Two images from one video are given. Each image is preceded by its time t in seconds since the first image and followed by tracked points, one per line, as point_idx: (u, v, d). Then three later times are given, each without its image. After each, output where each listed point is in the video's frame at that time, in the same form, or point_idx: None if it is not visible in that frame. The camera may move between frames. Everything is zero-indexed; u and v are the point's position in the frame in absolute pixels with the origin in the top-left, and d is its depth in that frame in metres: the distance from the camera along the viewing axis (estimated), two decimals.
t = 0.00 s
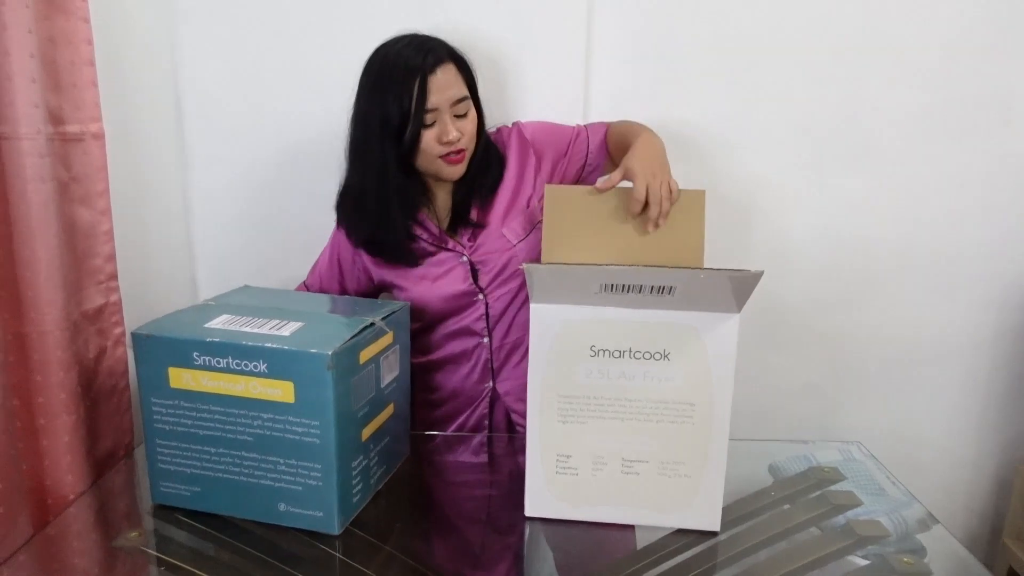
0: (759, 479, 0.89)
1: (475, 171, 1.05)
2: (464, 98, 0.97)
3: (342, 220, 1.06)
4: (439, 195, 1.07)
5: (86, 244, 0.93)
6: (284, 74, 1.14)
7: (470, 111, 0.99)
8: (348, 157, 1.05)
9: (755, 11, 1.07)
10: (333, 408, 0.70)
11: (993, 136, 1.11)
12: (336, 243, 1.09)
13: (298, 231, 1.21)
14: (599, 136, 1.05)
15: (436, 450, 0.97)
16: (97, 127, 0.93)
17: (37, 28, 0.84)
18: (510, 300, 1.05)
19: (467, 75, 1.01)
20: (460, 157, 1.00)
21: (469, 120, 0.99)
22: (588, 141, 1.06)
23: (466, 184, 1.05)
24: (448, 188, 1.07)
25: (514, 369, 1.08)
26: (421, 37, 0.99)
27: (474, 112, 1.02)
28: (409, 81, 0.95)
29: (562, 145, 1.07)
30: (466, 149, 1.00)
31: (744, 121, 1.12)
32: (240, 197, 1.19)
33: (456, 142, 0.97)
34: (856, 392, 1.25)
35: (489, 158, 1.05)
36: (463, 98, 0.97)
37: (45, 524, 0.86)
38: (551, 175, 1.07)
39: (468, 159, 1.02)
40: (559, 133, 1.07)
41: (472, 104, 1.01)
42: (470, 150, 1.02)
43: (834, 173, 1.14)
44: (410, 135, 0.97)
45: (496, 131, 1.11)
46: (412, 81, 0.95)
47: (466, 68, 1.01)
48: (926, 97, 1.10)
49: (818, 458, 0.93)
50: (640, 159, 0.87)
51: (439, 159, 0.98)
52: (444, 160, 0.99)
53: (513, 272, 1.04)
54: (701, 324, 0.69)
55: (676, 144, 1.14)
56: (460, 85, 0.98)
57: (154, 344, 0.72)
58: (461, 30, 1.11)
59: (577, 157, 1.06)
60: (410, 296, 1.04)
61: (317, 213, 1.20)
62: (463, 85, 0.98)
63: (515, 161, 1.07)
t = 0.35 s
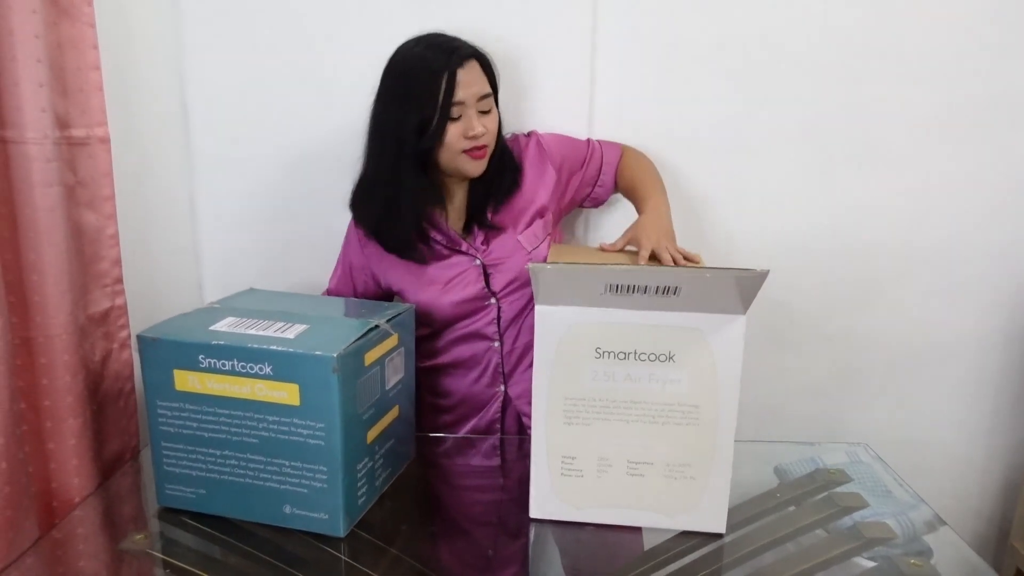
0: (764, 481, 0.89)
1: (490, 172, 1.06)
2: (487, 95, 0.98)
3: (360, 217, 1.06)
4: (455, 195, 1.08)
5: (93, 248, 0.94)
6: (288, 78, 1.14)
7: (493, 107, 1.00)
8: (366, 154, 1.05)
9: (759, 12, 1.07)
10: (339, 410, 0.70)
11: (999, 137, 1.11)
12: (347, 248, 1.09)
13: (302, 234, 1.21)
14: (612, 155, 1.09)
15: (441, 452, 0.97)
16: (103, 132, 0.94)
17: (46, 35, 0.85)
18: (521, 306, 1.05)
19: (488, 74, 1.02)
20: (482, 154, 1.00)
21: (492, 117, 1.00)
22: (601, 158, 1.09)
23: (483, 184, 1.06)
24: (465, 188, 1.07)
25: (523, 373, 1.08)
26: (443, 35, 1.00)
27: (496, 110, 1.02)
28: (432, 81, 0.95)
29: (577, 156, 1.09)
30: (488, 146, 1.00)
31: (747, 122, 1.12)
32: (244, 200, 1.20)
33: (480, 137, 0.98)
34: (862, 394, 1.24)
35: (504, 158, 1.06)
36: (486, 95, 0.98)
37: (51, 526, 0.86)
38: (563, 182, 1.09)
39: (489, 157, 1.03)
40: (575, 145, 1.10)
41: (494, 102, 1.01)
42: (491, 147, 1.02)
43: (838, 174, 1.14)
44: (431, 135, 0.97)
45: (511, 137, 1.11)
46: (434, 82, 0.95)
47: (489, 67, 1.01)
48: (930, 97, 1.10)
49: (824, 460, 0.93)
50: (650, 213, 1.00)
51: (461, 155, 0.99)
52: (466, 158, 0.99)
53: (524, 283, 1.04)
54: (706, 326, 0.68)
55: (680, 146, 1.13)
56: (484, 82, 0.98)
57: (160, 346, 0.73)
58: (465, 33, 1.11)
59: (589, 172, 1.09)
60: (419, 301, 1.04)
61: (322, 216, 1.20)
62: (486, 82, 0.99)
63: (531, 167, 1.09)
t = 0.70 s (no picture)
0: (765, 474, 0.89)
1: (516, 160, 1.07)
2: (518, 80, 1.01)
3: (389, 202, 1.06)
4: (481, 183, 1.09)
5: (92, 244, 0.94)
6: (287, 73, 1.14)
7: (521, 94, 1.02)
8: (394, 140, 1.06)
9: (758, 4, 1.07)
10: (338, 406, 0.70)
11: (1000, 129, 1.11)
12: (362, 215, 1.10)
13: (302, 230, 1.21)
14: (624, 211, 1.11)
15: (442, 447, 0.97)
16: (101, 128, 0.94)
17: (42, 31, 0.84)
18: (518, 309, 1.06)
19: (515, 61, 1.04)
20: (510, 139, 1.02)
21: (520, 103, 1.02)
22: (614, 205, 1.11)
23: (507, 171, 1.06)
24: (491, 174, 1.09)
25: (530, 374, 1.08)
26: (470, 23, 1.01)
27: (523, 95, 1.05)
28: (467, 62, 0.96)
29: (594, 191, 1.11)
30: (515, 131, 1.03)
31: (747, 115, 1.11)
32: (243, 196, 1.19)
33: (510, 119, 1.00)
34: (863, 387, 1.24)
35: (524, 154, 1.06)
36: (516, 79, 1.00)
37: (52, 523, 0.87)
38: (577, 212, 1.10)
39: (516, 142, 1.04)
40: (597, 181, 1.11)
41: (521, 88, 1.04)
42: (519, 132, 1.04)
43: (838, 167, 1.13)
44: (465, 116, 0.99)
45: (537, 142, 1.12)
46: (470, 63, 0.96)
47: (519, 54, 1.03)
48: (930, 89, 1.10)
49: (825, 453, 0.93)
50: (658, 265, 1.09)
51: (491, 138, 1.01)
52: (496, 141, 1.01)
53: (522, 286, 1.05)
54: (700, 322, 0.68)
55: (679, 140, 1.13)
56: (514, 66, 1.00)
57: (159, 343, 0.73)
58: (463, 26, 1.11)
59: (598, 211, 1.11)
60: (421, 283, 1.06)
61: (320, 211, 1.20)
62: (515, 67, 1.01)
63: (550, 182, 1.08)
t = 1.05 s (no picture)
0: (765, 476, 0.88)
1: (537, 158, 1.07)
2: (535, 72, 1.01)
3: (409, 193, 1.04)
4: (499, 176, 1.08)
5: (90, 248, 0.94)
6: (283, 76, 1.14)
7: (540, 86, 1.02)
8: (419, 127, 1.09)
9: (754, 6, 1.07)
10: (338, 409, 0.70)
11: (994, 129, 1.12)
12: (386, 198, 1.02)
13: (300, 233, 1.21)
14: (622, 246, 1.09)
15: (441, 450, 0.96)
16: (99, 132, 0.94)
17: (39, 35, 0.84)
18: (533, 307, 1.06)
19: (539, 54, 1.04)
20: (524, 131, 1.02)
21: (538, 96, 1.02)
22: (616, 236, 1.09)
23: (529, 164, 1.07)
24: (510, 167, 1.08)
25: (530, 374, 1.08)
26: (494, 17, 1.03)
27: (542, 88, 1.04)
28: (479, 52, 0.98)
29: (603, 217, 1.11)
30: (531, 123, 1.03)
31: (744, 116, 1.12)
32: (241, 198, 1.19)
33: (523, 111, 1.00)
34: (863, 387, 1.24)
35: (547, 155, 1.07)
36: (532, 71, 1.00)
37: (50, 529, 0.86)
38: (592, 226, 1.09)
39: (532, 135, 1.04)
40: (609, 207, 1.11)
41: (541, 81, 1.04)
42: (535, 126, 1.04)
43: (836, 168, 1.13)
44: (476, 104, 1.00)
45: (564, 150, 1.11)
46: (483, 53, 0.98)
47: (540, 47, 1.04)
48: (926, 89, 1.10)
49: (824, 454, 0.93)
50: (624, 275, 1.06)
51: (502, 129, 1.01)
52: (508, 131, 1.01)
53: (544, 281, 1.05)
54: (724, 320, 0.68)
55: (677, 141, 1.13)
56: (532, 59, 1.01)
57: (157, 347, 0.72)
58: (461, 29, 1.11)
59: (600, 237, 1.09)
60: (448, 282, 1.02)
61: (319, 214, 1.20)
62: (534, 59, 1.02)
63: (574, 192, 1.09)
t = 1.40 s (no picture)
0: (766, 476, 0.88)
1: (570, 162, 1.06)
2: (563, 76, 0.99)
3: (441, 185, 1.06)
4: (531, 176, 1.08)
5: (90, 249, 0.94)
6: (284, 77, 1.14)
7: (568, 90, 1.01)
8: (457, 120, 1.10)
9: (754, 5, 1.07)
10: (339, 410, 0.70)
11: (995, 128, 1.11)
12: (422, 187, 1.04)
13: (301, 233, 1.21)
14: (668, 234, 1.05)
15: (442, 451, 0.96)
16: (99, 133, 0.94)
17: (40, 36, 0.84)
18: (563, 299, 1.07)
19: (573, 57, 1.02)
20: (549, 135, 1.01)
21: (566, 101, 1.01)
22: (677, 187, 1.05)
23: (561, 168, 1.06)
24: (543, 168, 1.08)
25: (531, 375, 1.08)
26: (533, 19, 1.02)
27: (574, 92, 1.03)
28: (506, 52, 0.97)
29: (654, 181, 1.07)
30: (557, 127, 1.01)
31: (745, 116, 1.11)
32: (242, 199, 1.19)
33: (546, 115, 0.99)
34: (864, 387, 1.24)
35: (581, 159, 1.06)
36: (560, 76, 0.99)
37: (52, 530, 0.86)
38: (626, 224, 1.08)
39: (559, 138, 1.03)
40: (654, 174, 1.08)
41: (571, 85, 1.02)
42: (563, 130, 1.03)
43: (837, 167, 1.13)
44: (500, 105, 0.99)
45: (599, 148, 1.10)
46: (510, 54, 0.97)
47: (574, 49, 1.02)
48: (927, 89, 1.10)
49: (825, 454, 0.93)
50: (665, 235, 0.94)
51: (525, 131, 1.00)
52: (531, 133, 1.01)
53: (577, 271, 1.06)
54: (723, 315, 0.68)
55: (678, 141, 1.13)
56: (561, 62, 0.99)
57: (158, 348, 0.72)
58: (461, 30, 1.11)
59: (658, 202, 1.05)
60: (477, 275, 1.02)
61: (319, 215, 1.20)
62: (563, 63, 1.00)
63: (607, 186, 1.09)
